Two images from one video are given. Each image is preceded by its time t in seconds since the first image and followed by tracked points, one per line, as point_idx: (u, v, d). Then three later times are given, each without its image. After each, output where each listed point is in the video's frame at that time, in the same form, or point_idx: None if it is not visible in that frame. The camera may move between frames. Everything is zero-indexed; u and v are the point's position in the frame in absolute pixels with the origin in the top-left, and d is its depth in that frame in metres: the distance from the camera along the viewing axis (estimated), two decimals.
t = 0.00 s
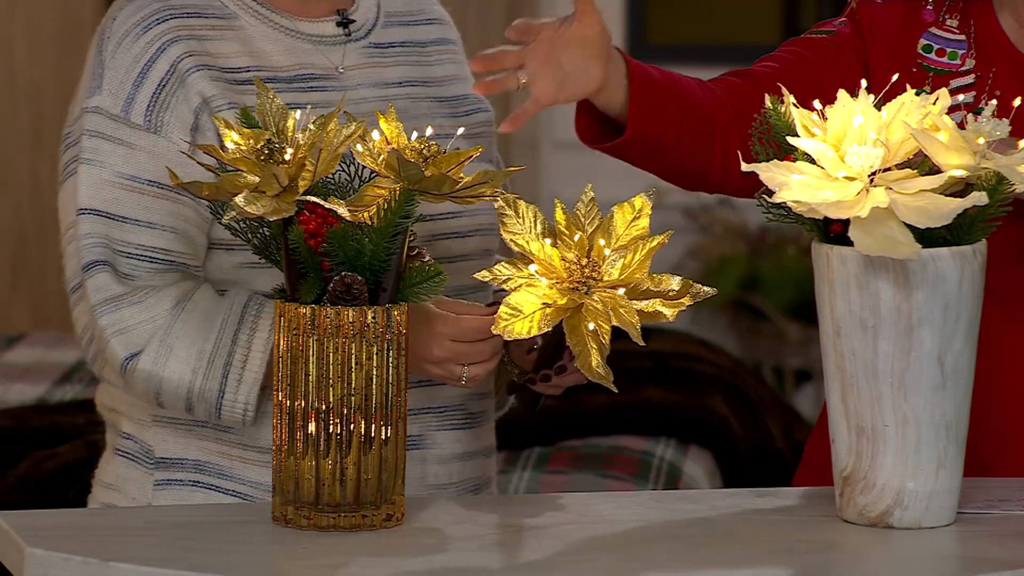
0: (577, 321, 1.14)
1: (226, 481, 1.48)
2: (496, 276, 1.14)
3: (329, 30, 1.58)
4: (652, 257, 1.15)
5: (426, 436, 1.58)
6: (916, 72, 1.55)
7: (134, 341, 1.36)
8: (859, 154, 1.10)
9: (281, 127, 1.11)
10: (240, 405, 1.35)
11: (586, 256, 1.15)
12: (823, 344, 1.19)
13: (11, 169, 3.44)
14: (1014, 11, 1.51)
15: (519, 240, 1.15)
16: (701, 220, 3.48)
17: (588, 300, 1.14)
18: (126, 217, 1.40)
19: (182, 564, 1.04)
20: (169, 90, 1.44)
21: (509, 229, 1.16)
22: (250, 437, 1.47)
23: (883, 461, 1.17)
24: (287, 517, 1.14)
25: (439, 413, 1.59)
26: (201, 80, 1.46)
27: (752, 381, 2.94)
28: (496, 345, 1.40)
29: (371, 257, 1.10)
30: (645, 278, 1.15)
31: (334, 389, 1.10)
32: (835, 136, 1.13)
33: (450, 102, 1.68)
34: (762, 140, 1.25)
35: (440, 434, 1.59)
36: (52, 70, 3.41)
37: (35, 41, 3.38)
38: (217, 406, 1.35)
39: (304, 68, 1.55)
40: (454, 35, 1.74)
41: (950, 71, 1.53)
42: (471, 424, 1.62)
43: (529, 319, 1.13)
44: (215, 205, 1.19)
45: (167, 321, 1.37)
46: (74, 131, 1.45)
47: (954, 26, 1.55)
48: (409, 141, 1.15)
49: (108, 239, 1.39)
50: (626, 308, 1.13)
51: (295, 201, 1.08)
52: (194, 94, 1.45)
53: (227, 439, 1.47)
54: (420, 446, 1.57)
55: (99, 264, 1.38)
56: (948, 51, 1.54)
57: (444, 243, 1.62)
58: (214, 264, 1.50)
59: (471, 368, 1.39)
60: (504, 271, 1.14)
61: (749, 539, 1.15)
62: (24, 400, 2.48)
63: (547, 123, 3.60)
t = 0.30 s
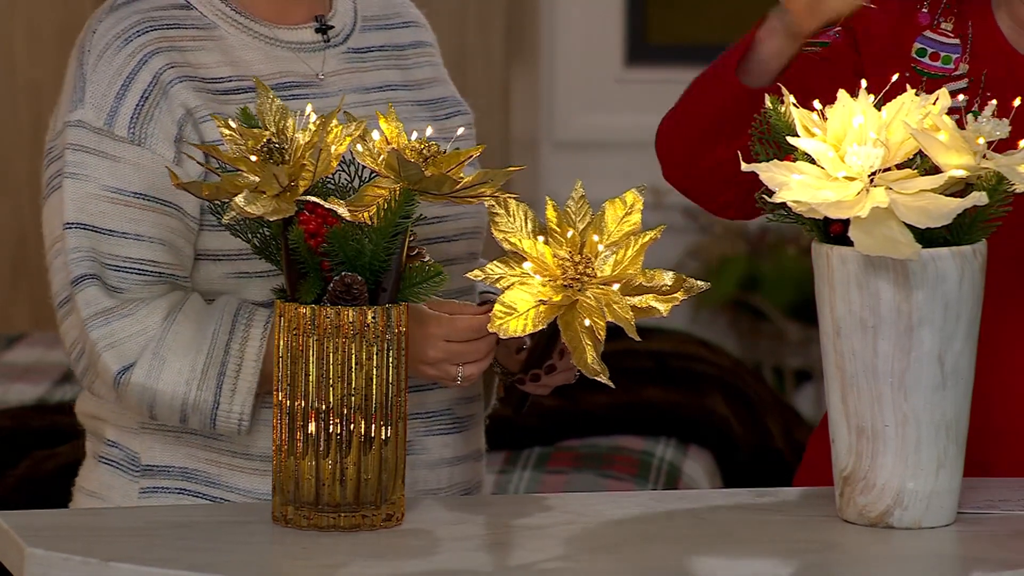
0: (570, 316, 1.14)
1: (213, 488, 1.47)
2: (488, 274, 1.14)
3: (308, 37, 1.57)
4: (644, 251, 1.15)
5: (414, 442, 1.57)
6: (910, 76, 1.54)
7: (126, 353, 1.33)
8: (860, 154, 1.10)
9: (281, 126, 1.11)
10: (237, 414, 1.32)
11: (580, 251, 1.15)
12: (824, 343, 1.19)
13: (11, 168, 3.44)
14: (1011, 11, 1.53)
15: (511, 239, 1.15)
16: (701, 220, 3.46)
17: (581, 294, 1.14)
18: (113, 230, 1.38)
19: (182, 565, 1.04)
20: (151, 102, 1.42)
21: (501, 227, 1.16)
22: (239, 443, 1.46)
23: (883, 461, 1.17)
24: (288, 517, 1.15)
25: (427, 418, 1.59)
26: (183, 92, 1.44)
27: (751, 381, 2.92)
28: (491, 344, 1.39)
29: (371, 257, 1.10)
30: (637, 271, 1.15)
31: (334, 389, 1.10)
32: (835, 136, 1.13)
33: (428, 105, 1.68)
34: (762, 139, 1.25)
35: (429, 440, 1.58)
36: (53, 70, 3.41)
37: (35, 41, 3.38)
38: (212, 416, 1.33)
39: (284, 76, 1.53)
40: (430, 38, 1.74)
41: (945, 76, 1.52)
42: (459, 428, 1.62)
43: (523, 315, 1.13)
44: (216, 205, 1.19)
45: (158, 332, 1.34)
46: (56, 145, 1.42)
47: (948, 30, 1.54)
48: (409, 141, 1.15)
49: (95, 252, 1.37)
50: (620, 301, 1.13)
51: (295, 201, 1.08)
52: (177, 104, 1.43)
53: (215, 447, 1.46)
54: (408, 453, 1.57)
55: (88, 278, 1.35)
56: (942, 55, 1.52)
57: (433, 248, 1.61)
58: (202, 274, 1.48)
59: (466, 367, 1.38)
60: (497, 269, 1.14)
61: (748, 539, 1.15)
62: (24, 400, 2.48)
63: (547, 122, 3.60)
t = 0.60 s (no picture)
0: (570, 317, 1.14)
1: (210, 490, 1.46)
2: (489, 276, 1.14)
3: (300, 39, 1.57)
4: (645, 253, 1.15)
5: (411, 443, 1.57)
6: (914, 72, 1.54)
7: (127, 354, 1.33)
8: (859, 154, 1.10)
9: (281, 127, 1.11)
10: (238, 414, 1.32)
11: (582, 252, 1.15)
12: (823, 343, 1.19)
13: (10, 168, 3.44)
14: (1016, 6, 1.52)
15: (512, 240, 1.15)
16: (701, 220, 3.47)
17: (583, 294, 1.14)
18: (111, 231, 1.38)
19: (182, 564, 1.04)
20: (148, 103, 1.42)
21: (502, 228, 1.16)
22: (236, 445, 1.46)
23: (883, 461, 1.17)
24: (288, 517, 1.15)
25: (424, 420, 1.59)
26: (181, 93, 1.44)
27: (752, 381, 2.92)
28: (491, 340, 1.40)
29: (371, 257, 1.10)
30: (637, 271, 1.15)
31: (334, 389, 1.10)
32: (835, 136, 1.13)
33: (422, 107, 1.68)
34: (763, 139, 1.25)
35: (426, 441, 1.58)
36: (53, 70, 3.41)
37: (35, 41, 3.38)
38: (213, 416, 1.33)
39: (278, 78, 1.53)
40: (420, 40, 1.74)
41: (949, 72, 1.53)
42: (455, 429, 1.62)
43: (523, 317, 1.13)
44: (215, 205, 1.19)
45: (159, 332, 1.33)
46: (52, 147, 1.42)
47: (953, 26, 1.54)
48: (409, 141, 1.15)
49: (94, 254, 1.37)
50: (621, 303, 1.13)
51: (295, 201, 1.08)
52: (173, 105, 1.43)
53: (213, 449, 1.46)
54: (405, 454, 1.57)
55: (87, 279, 1.35)
56: (946, 51, 1.53)
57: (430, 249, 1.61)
58: (199, 275, 1.47)
59: (467, 362, 1.39)
60: (497, 271, 1.14)
61: (748, 539, 1.15)
62: (24, 400, 2.48)
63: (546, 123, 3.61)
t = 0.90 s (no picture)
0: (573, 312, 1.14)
1: (211, 490, 1.47)
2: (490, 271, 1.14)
3: (301, 37, 1.58)
4: (648, 249, 1.16)
5: (411, 442, 1.57)
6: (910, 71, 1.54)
7: (129, 351, 1.33)
8: (860, 154, 1.10)
9: (281, 127, 1.11)
10: (242, 409, 1.31)
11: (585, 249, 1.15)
12: (823, 343, 1.19)
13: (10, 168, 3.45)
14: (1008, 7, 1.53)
15: (515, 236, 1.15)
16: (700, 220, 3.48)
17: (584, 291, 1.14)
18: (113, 229, 1.38)
19: (182, 565, 1.04)
20: (151, 100, 1.41)
21: (503, 223, 1.15)
22: (237, 445, 1.46)
23: (883, 461, 1.17)
24: (287, 517, 1.15)
25: (424, 418, 1.58)
26: (183, 90, 1.44)
27: (752, 381, 2.94)
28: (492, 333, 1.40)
29: (371, 257, 1.10)
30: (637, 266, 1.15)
31: (334, 389, 1.10)
32: (835, 136, 1.13)
33: (422, 105, 1.68)
34: (763, 139, 1.25)
35: (426, 439, 1.58)
36: (53, 70, 3.41)
37: (35, 40, 3.38)
38: (216, 413, 1.32)
39: (279, 76, 1.53)
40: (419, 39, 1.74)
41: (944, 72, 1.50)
42: (454, 427, 1.62)
43: (527, 313, 1.13)
44: (215, 206, 1.19)
45: (161, 330, 1.34)
46: (54, 144, 1.41)
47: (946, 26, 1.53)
48: (409, 141, 1.15)
49: (95, 251, 1.37)
50: (624, 299, 1.13)
51: (295, 201, 1.08)
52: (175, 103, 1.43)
53: (213, 448, 1.46)
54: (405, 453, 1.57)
55: (89, 276, 1.35)
56: (940, 51, 1.50)
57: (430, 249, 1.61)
58: (200, 273, 1.48)
59: (471, 353, 1.39)
60: (500, 267, 1.14)
61: (748, 539, 1.15)
62: (24, 400, 2.48)
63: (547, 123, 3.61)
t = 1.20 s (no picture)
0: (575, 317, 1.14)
1: (214, 489, 1.46)
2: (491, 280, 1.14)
3: (307, 36, 1.58)
4: (646, 248, 1.15)
5: (415, 441, 1.57)
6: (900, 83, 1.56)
7: (136, 347, 1.33)
8: (860, 154, 1.10)
9: (281, 126, 1.11)
10: (249, 403, 1.33)
11: (585, 252, 1.15)
12: (823, 343, 1.19)
13: (10, 168, 3.45)
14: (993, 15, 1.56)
15: (513, 243, 1.15)
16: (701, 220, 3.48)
17: (585, 295, 1.14)
18: (119, 226, 1.37)
19: (182, 565, 1.04)
20: (156, 97, 1.41)
21: (500, 232, 1.15)
22: (241, 445, 1.46)
23: (883, 461, 1.17)
24: (288, 517, 1.15)
25: (428, 417, 1.58)
26: (189, 88, 1.44)
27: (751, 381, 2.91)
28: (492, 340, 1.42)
29: (371, 257, 1.10)
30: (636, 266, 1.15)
31: (334, 389, 1.10)
32: (835, 136, 1.13)
33: (427, 104, 1.68)
34: (763, 139, 1.24)
35: (429, 439, 1.58)
36: (53, 70, 3.41)
37: (35, 40, 3.38)
38: (224, 408, 1.33)
39: (286, 74, 1.53)
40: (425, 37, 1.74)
41: (928, 86, 1.55)
42: (458, 426, 1.62)
43: (530, 318, 1.13)
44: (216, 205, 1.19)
45: (168, 325, 1.34)
46: (61, 142, 1.41)
47: (934, 40, 1.57)
48: (409, 140, 1.15)
49: (101, 248, 1.36)
50: (625, 300, 1.13)
51: (295, 201, 1.08)
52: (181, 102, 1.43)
53: (216, 447, 1.46)
54: (408, 452, 1.57)
55: (96, 272, 1.35)
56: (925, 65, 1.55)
57: (434, 247, 1.61)
58: (207, 270, 1.47)
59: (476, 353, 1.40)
60: (500, 275, 1.14)
61: (749, 539, 1.15)
62: (23, 400, 2.48)
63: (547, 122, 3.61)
